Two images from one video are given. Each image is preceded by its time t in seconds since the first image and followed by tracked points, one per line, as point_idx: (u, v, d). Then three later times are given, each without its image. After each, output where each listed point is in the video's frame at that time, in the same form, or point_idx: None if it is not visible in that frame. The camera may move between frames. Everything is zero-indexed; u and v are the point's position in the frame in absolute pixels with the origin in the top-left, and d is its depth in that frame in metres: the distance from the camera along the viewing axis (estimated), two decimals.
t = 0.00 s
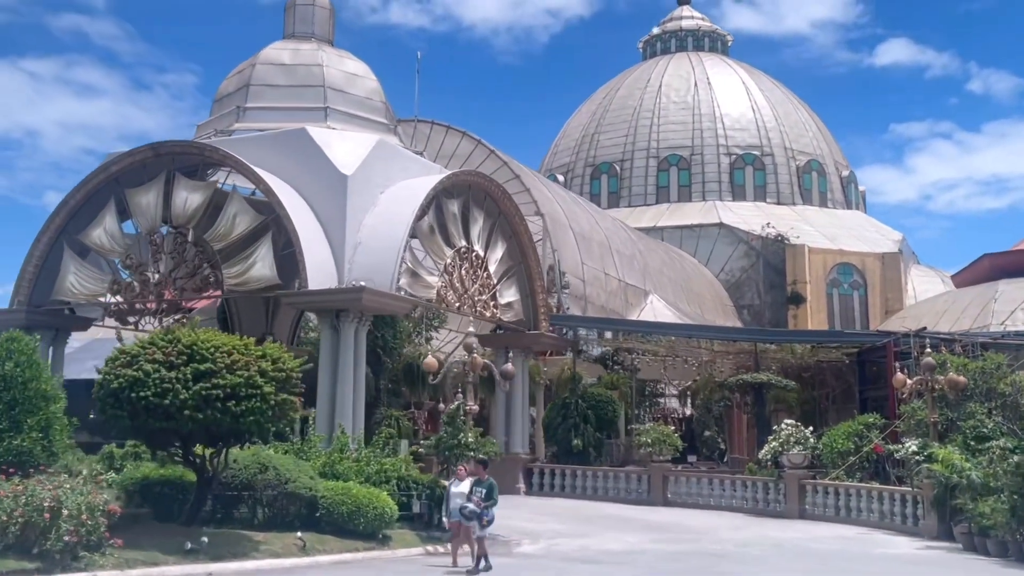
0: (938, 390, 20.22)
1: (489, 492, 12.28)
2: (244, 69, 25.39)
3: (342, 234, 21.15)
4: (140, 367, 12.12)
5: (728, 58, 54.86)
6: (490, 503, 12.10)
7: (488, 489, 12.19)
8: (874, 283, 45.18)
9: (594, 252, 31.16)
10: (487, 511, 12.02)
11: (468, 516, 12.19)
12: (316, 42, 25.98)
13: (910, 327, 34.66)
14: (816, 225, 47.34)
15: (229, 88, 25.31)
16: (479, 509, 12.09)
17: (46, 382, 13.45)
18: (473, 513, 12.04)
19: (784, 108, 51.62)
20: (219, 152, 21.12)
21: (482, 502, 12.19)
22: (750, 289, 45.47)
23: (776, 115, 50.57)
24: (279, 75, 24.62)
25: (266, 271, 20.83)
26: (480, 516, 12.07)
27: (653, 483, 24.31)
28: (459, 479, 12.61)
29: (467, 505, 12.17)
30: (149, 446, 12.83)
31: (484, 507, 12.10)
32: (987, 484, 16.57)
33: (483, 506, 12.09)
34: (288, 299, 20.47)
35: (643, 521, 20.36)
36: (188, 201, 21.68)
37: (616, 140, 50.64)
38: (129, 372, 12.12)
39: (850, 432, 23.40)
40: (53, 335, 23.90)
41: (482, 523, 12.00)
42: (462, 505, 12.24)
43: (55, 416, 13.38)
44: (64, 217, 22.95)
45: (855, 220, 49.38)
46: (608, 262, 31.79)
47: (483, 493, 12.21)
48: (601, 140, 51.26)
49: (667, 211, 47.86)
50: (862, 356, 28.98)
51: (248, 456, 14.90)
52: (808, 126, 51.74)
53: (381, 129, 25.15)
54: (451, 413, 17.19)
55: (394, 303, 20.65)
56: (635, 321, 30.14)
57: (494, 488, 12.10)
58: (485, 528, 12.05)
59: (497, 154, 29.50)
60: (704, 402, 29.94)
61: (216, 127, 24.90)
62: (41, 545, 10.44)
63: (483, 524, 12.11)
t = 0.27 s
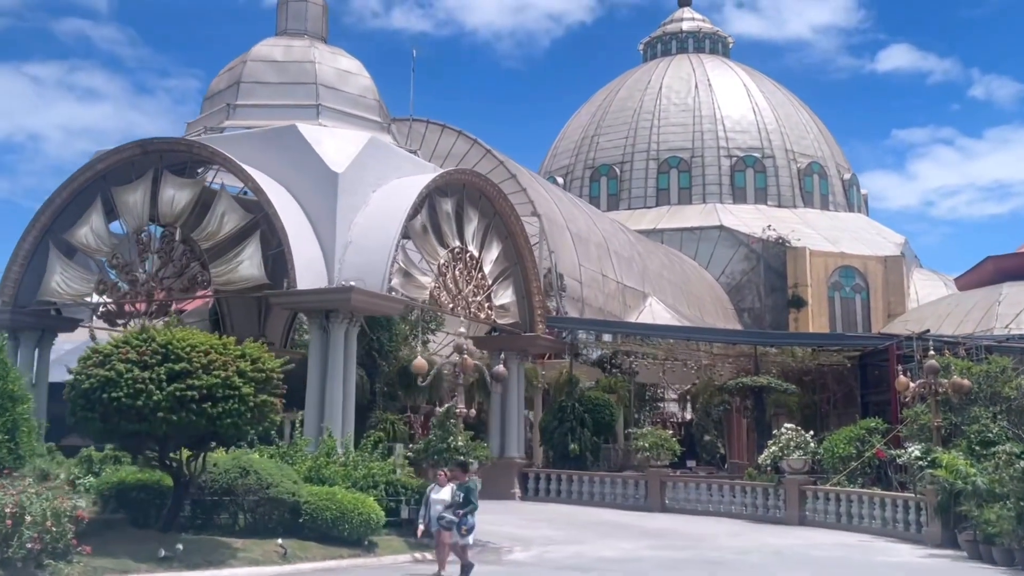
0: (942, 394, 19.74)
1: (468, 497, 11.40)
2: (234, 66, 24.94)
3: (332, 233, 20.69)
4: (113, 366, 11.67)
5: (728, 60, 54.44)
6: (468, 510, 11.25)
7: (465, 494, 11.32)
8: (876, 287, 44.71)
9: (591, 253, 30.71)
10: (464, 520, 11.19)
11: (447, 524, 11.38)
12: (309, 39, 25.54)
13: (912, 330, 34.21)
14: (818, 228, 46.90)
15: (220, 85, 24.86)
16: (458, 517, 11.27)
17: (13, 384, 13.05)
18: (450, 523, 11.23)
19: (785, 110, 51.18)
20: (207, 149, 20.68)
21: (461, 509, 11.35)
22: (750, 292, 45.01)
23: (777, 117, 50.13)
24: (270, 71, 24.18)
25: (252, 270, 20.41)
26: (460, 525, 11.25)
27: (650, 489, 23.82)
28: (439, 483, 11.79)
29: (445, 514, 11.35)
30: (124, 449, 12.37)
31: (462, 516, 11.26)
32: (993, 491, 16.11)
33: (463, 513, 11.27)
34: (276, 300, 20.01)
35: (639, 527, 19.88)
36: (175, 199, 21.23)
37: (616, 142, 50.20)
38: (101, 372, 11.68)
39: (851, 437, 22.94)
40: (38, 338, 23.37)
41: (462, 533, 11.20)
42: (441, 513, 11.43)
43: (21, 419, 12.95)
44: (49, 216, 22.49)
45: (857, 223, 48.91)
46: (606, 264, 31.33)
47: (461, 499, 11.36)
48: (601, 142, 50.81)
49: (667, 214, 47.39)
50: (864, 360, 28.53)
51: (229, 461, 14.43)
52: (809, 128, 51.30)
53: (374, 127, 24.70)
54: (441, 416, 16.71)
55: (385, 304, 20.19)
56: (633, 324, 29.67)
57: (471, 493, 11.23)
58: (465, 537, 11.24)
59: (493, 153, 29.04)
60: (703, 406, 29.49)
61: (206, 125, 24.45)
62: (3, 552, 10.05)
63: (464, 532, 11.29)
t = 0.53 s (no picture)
0: (942, 399, 19.26)
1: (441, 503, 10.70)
2: (222, 63, 24.50)
3: (318, 232, 20.22)
4: (77, 367, 11.16)
5: (726, 63, 54.04)
6: (440, 518, 10.58)
7: (438, 501, 10.63)
8: (874, 291, 44.25)
9: (586, 256, 30.25)
10: (438, 529, 10.52)
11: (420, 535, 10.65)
12: (298, 36, 25.11)
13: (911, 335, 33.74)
14: (816, 231, 46.49)
15: (207, 82, 24.40)
16: (431, 528, 10.58)
17: None
18: (425, 534, 10.51)
19: (784, 113, 50.78)
20: (191, 147, 20.23)
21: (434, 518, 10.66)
22: (748, 297, 44.56)
23: (775, 120, 49.73)
24: (258, 69, 23.74)
25: (233, 270, 19.95)
26: (434, 535, 10.56)
27: (644, 495, 23.33)
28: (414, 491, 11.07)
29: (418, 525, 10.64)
30: (90, 450, 11.92)
31: (436, 524, 10.58)
32: (994, 499, 15.69)
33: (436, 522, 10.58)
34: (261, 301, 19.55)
35: (632, 534, 19.38)
36: (158, 197, 20.75)
37: (613, 144, 49.79)
38: (65, 373, 11.18)
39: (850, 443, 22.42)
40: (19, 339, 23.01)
41: (437, 543, 10.53)
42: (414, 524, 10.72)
43: None
44: (30, 215, 21.99)
45: (856, 228, 48.47)
46: (601, 266, 30.88)
47: (434, 507, 10.67)
48: (597, 145, 50.40)
49: (664, 217, 46.96)
50: (862, 364, 28.07)
51: (205, 465, 13.97)
52: (808, 131, 50.89)
53: (363, 126, 24.26)
54: (427, 420, 16.23)
55: (372, 305, 19.72)
56: (628, 327, 29.19)
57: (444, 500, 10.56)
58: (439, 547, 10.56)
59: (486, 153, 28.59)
60: (699, 411, 29.05)
61: (193, 122, 24.01)
62: None
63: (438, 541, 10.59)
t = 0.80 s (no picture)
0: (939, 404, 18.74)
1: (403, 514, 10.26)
2: (204, 59, 23.98)
3: (299, 231, 19.66)
4: (30, 366, 10.87)
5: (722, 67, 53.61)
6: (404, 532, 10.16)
7: (401, 512, 10.19)
8: (871, 297, 43.75)
9: (576, 258, 29.74)
10: (404, 544, 10.12)
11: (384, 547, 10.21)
12: (283, 32, 24.59)
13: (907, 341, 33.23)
14: (812, 236, 46.04)
15: (189, 79, 23.87)
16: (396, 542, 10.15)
17: None
18: (389, 550, 10.10)
19: (779, 118, 50.34)
20: (168, 143, 19.68)
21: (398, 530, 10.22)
22: (743, 302, 44.04)
23: (771, 124, 49.28)
24: (240, 65, 23.22)
25: (211, 270, 19.48)
26: (399, 550, 10.15)
27: (634, 502, 22.76)
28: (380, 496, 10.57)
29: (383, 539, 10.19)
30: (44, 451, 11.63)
31: (401, 538, 10.16)
32: (993, 508, 15.28)
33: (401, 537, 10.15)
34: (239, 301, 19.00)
35: (621, 543, 18.80)
36: (136, 195, 20.21)
37: (608, 148, 49.31)
38: (18, 372, 10.88)
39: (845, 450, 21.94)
40: None
41: (402, 558, 10.13)
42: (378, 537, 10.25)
43: None
44: (4, 213, 21.38)
45: (852, 233, 47.99)
46: (592, 269, 30.36)
47: (397, 518, 10.22)
48: (592, 148, 49.93)
49: (658, 221, 46.46)
50: (857, 370, 27.56)
51: (172, 470, 13.42)
52: (804, 136, 50.45)
53: (349, 124, 23.73)
54: (406, 425, 15.68)
55: (354, 306, 19.15)
56: (619, 331, 28.65)
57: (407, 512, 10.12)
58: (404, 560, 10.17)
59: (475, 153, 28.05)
60: (691, 417, 28.54)
61: (174, 120, 23.47)
62: None
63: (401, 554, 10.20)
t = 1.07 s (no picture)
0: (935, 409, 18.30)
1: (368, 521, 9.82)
2: (188, 55, 23.53)
3: (281, 230, 19.19)
4: None
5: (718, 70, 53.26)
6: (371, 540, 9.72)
7: (364, 519, 9.75)
8: (866, 303, 43.35)
9: (568, 261, 29.30)
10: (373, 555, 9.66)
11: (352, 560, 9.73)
12: (269, 28, 24.15)
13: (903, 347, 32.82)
14: (807, 241, 45.67)
15: (173, 75, 23.42)
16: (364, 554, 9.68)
17: None
18: (357, 562, 9.63)
19: (775, 121, 49.98)
20: (147, 138, 19.22)
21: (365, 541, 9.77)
22: (738, 307, 43.61)
23: (767, 128, 48.90)
24: (225, 61, 22.77)
25: (191, 268, 19.04)
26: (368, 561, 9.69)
27: (625, 509, 22.28)
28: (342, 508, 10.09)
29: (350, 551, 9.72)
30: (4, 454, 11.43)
31: (369, 549, 9.70)
32: (992, 516, 14.85)
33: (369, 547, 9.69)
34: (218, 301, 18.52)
35: (609, 551, 18.31)
36: (114, 191, 19.76)
37: (602, 151, 48.90)
38: None
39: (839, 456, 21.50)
40: None
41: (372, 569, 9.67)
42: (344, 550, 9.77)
43: None
44: None
45: (848, 238, 47.61)
46: (584, 272, 29.93)
47: (361, 526, 9.77)
48: (586, 152, 49.52)
49: (653, 225, 46.04)
50: (853, 375, 27.13)
51: (140, 475, 12.98)
52: (800, 140, 50.08)
53: (335, 122, 23.28)
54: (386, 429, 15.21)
55: (337, 307, 18.68)
56: (611, 334, 28.20)
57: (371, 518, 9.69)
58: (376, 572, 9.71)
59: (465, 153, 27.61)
60: (684, 422, 28.07)
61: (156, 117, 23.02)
62: None
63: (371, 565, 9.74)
